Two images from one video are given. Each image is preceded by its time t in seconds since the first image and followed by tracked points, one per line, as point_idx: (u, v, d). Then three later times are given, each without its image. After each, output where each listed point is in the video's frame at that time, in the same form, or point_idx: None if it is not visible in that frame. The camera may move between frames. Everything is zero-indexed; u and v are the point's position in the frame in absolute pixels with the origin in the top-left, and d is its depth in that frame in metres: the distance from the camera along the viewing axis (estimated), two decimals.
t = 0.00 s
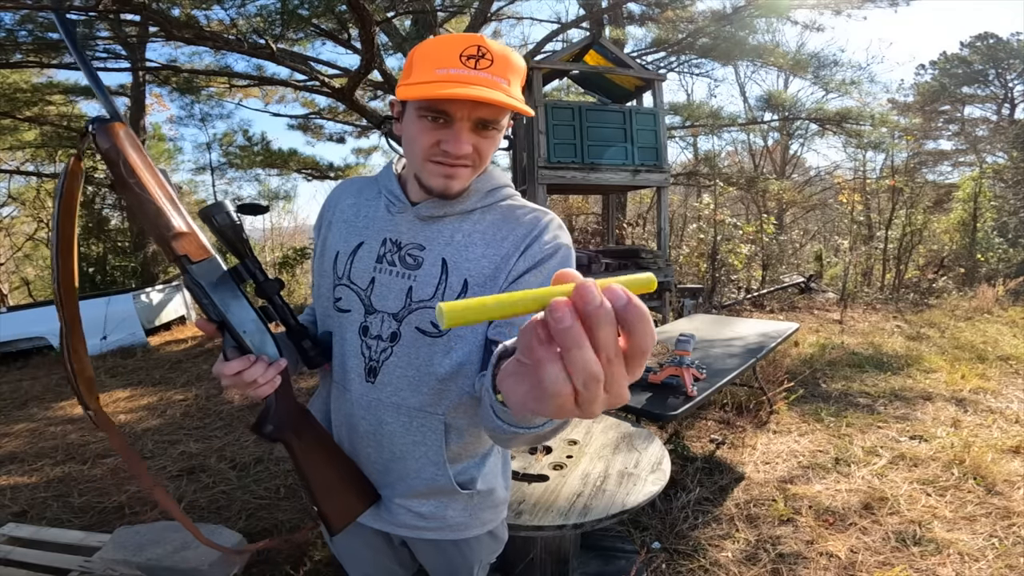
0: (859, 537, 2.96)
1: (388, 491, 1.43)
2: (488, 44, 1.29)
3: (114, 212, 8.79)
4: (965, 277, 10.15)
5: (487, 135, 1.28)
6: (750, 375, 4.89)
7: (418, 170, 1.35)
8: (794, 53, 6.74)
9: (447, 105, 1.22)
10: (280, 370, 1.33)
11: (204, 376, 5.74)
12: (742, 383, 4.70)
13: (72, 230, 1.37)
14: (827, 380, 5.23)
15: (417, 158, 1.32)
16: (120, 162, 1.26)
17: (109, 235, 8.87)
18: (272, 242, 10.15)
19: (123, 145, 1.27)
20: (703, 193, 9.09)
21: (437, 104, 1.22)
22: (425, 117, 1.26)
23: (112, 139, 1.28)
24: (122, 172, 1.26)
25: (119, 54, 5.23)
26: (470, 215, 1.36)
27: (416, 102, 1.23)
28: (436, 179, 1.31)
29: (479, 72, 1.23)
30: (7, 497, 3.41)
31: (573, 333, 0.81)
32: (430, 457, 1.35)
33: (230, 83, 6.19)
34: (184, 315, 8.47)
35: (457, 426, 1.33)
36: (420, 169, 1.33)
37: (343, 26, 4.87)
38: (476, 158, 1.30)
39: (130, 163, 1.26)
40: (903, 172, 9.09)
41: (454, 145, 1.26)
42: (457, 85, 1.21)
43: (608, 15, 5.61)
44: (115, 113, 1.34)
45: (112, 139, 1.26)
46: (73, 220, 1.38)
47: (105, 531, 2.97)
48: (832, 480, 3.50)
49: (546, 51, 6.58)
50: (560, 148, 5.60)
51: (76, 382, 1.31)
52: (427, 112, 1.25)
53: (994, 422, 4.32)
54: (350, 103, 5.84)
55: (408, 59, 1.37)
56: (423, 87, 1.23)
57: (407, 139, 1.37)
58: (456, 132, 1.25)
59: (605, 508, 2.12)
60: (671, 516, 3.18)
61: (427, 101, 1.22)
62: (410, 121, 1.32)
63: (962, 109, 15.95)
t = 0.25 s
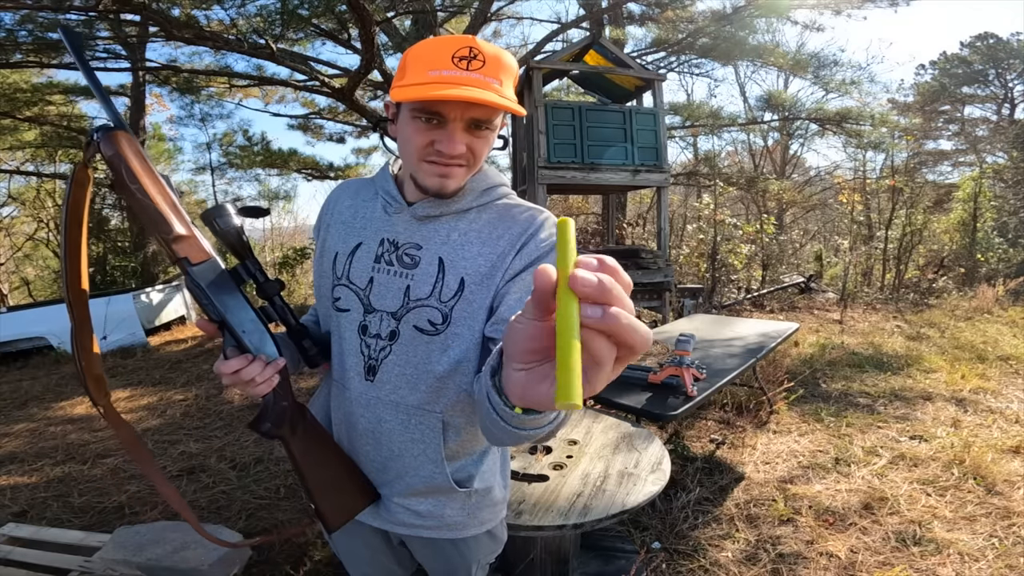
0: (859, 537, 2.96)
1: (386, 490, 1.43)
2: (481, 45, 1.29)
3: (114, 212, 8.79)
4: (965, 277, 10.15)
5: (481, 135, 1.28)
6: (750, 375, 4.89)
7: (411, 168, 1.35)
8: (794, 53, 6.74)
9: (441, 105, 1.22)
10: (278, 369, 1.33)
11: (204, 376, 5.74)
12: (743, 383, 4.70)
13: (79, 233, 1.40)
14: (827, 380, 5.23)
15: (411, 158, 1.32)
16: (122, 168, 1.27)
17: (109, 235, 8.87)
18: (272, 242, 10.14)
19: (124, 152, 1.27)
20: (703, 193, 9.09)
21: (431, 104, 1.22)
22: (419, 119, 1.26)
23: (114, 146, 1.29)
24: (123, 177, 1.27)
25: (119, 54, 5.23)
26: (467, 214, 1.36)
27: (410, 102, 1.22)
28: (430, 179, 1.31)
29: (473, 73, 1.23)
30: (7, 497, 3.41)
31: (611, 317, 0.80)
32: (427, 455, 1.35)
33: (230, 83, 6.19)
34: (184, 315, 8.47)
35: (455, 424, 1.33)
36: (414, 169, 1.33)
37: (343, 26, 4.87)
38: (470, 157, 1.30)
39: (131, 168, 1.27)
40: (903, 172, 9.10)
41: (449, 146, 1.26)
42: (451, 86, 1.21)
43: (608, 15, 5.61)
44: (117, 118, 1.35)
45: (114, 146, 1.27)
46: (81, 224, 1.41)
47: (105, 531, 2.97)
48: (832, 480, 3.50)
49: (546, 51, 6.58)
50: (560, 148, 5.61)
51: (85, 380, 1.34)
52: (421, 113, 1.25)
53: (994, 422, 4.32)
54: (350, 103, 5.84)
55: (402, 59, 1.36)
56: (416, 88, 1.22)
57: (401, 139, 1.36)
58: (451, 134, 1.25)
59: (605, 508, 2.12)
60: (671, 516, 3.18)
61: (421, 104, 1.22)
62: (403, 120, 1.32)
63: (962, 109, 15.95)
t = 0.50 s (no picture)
0: (859, 537, 2.96)
1: (385, 489, 1.43)
2: (480, 47, 1.29)
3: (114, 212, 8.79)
4: (965, 277, 10.15)
5: (481, 138, 1.28)
6: (750, 375, 4.89)
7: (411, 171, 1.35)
8: (794, 53, 6.74)
9: (440, 110, 1.22)
10: (276, 369, 1.34)
11: (204, 376, 5.74)
12: (742, 383, 4.69)
13: (76, 234, 1.43)
14: (827, 380, 5.24)
15: (410, 161, 1.32)
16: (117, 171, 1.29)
17: (109, 235, 8.87)
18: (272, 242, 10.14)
19: (118, 154, 1.29)
20: (703, 193, 9.09)
21: (429, 108, 1.22)
22: (419, 122, 1.25)
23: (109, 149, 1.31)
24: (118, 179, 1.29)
25: (119, 54, 5.23)
26: (466, 215, 1.36)
27: (409, 106, 1.22)
28: (430, 181, 1.31)
29: (472, 76, 1.23)
30: (7, 497, 3.41)
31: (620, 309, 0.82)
32: (426, 455, 1.35)
33: (230, 83, 6.19)
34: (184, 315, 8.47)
35: (454, 423, 1.33)
36: (413, 171, 1.33)
37: (343, 27, 4.87)
38: (470, 160, 1.30)
39: (125, 170, 1.28)
40: (903, 172, 9.10)
41: (448, 148, 1.26)
42: (450, 89, 1.21)
43: (608, 15, 5.62)
44: (113, 122, 1.37)
45: (109, 148, 1.29)
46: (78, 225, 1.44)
47: (106, 531, 2.97)
48: (832, 480, 3.51)
49: (545, 51, 6.58)
50: (560, 148, 5.61)
51: (81, 379, 1.34)
52: (419, 117, 1.25)
53: (994, 422, 4.32)
54: (350, 103, 5.84)
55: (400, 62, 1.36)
56: (415, 92, 1.23)
57: (401, 141, 1.36)
58: (449, 136, 1.25)
59: (605, 508, 2.12)
60: (671, 516, 3.18)
61: (419, 107, 1.22)
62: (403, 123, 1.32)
63: (962, 109, 15.95)
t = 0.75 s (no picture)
0: (859, 537, 2.96)
1: (386, 489, 1.43)
2: (480, 48, 1.29)
3: (114, 212, 8.78)
4: (965, 277, 10.15)
5: (480, 140, 1.27)
6: (750, 375, 4.89)
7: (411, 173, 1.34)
8: (794, 53, 6.74)
9: (438, 112, 1.22)
10: (275, 370, 1.34)
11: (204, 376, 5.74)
12: (742, 383, 4.69)
13: (73, 234, 1.43)
14: (827, 380, 5.24)
15: (409, 161, 1.32)
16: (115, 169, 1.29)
17: (109, 235, 8.87)
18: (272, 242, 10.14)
19: (114, 153, 1.29)
20: (703, 193, 9.09)
21: (428, 110, 1.22)
22: (417, 125, 1.25)
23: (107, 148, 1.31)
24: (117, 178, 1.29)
25: (119, 54, 5.23)
26: (465, 215, 1.36)
27: (407, 109, 1.22)
28: (428, 183, 1.30)
29: (471, 78, 1.23)
30: (7, 497, 3.41)
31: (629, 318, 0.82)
32: (425, 455, 1.35)
33: (230, 83, 6.19)
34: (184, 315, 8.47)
35: (453, 424, 1.33)
36: (412, 172, 1.33)
37: (343, 26, 4.88)
38: (469, 161, 1.29)
39: (122, 170, 1.29)
40: (903, 172, 9.10)
41: (448, 150, 1.26)
42: (449, 91, 1.21)
43: (608, 15, 5.62)
44: (109, 121, 1.37)
45: (106, 148, 1.29)
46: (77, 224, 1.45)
47: (106, 531, 2.97)
48: (832, 480, 3.51)
49: (545, 51, 6.58)
50: (560, 148, 5.61)
51: (80, 380, 1.34)
52: (418, 120, 1.25)
53: (994, 422, 4.32)
54: (350, 103, 5.84)
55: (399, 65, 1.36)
56: (415, 94, 1.23)
57: (399, 142, 1.36)
58: (449, 138, 1.25)
59: (605, 508, 2.12)
60: (671, 516, 3.18)
61: (417, 110, 1.22)
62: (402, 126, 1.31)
63: (962, 109, 15.95)
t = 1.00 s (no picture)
0: (859, 537, 2.96)
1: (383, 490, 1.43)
2: (481, 49, 1.30)
3: (114, 212, 8.77)
4: (965, 277, 10.15)
5: (481, 141, 1.27)
6: (750, 375, 4.89)
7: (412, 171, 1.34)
8: (794, 53, 6.74)
9: (438, 114, 1.22)
10: (273, 372, 1.35)
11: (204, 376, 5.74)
12: (742, 383, 4.69)
13: (68, 233, 1.43)
14: (827, 380, 5.24)
15: (410, 160, 1.32)
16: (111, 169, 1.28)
17: (109, 235, 8.86)
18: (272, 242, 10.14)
19: (111, 152, 1.28)
20: (703, 193, 9.09)
21: (428, 111, 1.21)
22: (418, 125, 1.25)
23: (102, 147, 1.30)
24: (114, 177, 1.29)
25: (119, 54, 5.23)
26: (465, 216, 1.36)
27: (408, 110, 1.22)
28: (428, 182, 1.30)
29: (473, 79, 1.23)
30: (7, 497, 3.41)
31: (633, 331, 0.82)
32: (424, 456, 1.35)
33: (230, 83, 6.19)
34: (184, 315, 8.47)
35: (452, 425, 1.33)
36: (413, 171, 1.33)
37: (343, 26, 4.88)
38: (470, 162, 1.29)
39: (118, 170, 1.28)
40: (903, 172, 9.10)
41: (448, 152, 1.26)
42: (450, 92, 1.21)
43: (607, 15, 5.63)
44: (106, 120, 1.37)
45: (102, 148, 1.29)
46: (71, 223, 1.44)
47: (106, 531, 2.97)
48: (832, 480, 3.51)
49: (545, 51, 6.58)
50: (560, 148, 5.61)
51: (78, 381, 1.35)
52: (420, 120, 1.24)
53: (994, 422, 4.32)
54: (350, 103, 5.84)
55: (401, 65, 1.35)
56: (416, 95, 1.22)
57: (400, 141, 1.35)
58: (450, 138, 1.25)
59: (605, 508, 2.12)
60: (671, 516, 3.18)
61: (418, 111, 1.21)
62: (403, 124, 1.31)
63: (962, 109, 15.95)
